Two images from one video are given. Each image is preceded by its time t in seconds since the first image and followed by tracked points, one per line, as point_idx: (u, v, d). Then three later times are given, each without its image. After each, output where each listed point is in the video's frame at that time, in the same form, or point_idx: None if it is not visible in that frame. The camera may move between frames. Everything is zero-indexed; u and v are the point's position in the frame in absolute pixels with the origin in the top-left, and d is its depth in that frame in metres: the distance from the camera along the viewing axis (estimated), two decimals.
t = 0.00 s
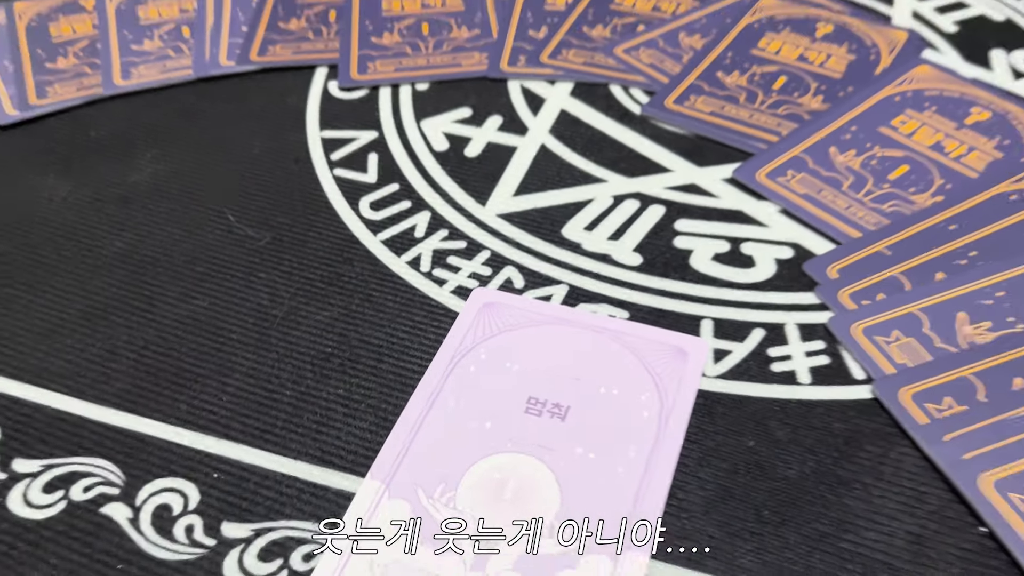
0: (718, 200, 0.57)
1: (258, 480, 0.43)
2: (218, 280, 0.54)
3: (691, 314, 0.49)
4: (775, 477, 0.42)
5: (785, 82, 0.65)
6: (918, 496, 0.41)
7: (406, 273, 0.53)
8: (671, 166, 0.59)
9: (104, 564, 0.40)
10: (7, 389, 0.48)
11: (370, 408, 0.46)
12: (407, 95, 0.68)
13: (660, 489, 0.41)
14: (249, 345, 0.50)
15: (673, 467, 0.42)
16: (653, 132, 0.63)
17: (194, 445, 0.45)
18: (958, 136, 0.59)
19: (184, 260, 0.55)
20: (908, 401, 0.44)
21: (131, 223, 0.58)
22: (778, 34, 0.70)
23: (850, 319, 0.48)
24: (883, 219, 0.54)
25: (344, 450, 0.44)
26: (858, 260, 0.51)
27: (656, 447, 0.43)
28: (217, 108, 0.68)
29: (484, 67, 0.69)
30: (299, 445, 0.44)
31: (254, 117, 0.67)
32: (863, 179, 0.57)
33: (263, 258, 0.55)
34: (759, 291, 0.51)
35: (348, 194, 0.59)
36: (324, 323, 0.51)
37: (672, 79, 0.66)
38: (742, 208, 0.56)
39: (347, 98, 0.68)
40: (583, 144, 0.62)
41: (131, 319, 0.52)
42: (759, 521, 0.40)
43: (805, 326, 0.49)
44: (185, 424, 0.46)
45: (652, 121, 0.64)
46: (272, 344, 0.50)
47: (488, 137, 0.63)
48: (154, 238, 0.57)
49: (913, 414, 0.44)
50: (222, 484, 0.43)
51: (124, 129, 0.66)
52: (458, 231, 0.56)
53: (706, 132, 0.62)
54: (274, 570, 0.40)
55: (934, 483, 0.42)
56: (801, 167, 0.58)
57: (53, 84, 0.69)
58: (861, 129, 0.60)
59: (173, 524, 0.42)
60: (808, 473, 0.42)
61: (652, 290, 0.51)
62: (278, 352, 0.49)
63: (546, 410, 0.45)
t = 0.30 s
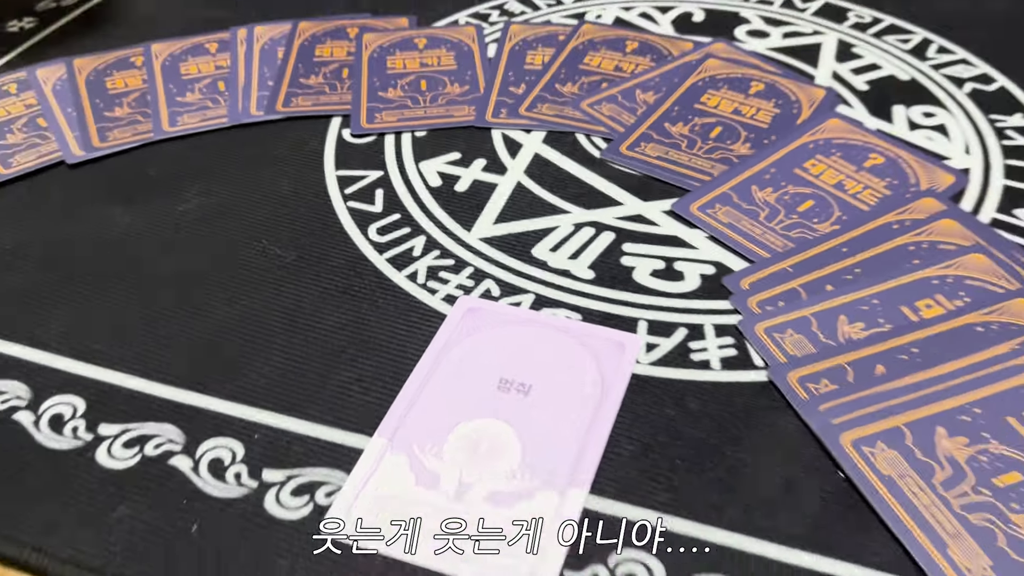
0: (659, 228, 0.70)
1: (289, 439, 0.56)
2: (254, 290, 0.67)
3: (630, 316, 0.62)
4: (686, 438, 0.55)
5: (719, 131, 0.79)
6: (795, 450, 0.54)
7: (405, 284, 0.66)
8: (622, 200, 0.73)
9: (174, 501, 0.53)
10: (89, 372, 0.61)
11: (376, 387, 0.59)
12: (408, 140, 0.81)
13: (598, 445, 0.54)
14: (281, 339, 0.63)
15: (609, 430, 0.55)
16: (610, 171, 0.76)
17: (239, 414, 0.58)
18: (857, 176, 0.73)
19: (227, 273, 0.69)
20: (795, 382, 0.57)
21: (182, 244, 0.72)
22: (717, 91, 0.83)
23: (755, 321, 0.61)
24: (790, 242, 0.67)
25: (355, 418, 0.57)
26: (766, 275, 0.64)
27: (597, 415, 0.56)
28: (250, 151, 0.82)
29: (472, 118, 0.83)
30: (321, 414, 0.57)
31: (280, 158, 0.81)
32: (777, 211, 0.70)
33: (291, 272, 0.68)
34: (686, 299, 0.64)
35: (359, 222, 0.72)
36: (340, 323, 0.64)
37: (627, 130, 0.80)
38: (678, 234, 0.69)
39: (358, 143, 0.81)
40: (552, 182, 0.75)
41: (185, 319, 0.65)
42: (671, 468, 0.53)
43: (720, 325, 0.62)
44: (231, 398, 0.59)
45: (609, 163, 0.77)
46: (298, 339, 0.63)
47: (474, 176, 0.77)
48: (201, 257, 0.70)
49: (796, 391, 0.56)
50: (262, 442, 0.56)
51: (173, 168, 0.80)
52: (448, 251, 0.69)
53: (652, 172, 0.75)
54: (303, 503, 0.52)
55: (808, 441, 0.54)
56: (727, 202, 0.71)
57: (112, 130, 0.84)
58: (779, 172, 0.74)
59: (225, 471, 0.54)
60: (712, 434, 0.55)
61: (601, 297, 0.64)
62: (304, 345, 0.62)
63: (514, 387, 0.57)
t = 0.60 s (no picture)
0: (613, 266, 0.82)
1: (297, 441, 0.67)
2: (268, 319, 0.79)
3: (585, 340, 0.74)
4: (625, 440, 0.66)
5: (669, 184, 0.91)
6: (715, 450, 0.65)
7: (397, 313, 0.78)
8: (583, 243, 0.85)
9: (202, 490, 0.64)
10: (128, 387, 0.72)
11: (370, 399, 0.70)
12: (401, 190, 0.94)
13: (552, 446, 0.66)
14: (291, 360, 0.74)
15: (561, 434, 0.66)
16: (574, 218, 0.89)
17: (255, 421, 0.69)
18: (785, 223, 0.85)
19: (244, 304, 0.80)
20: (717, 394, 0.69)
21: (206, 279, 0.84)
22: (670, 149, 0.96)
23: (688, 345, 0.73)
24: (723, 278, 0.79)
25: (352, 424, 0.68)
26: (700, 307, 0.76)
27: (552, 422, 0.67)
28: (263, 198, 0.94)
29: (457, 171, 0.96)
30: (323, 420, 0.69)
31: (290, 204, 0.93)
32: (713, 252, 0.82)
33: (299, 304, 0.80)
34: (633, 326, 0.76)
35: (358, 261, 0.84)
36: (341, 346, 0.75)
37: (590, 182, 0.92)
38: (629, 271, 0.82)
39: (357, 193, 0.94)
40: (524, 227, 0.88)
41: (209, 343, 0.76)
42: (611, 465, 0.64)
43: (659, 349, 0.73)
44: (249, 408, 0.70)
45: (574, 211, 0.89)
46: (305, 360, 0.74)
47: (457, 221, 0.89)
48: (222, 290, 0.82)
49: (718, 402, 0.68)
50: (274, 443, 0.67)
51: (197, 214, 0.92)
52: (433, 285, 0.81)
53: (610, 219, 0.87)
54: (308, 492, 0.64)
55: (725, 442, 0.66)
56: (672, 244, 0.83)
57: (143, 181, 0.96)
58: (718, 219, 0.86)
59: (244, 467, 0.66)
60: (647, 437, 0.66)
61: (561, 325, 0.76)
62: (310, 365, 0.74)
63: (485, 400, 0.69)
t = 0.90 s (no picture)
0: (565, 325, 0.95)
1: (291, 475, 0.80)
2: (267, 372, 0.92)
3: (537, 389, 0.87)
4: (566, 473, 0.79)
5: (617, 253, 1.05)
6: (641, 480, 0.78)
7: (377, 366, 0.91)
8: (540, 305, 0.99)
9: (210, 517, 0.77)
10: (147, 430, 0.85)
11: (353, 439, 0.83)
12: (385, 259, 1.08)
13: (504, 479, 0.78)
14: (286, 407, 0.87)
15: (512, 468, 0.79)
16: (534, 283, 1.02)
17: (255, 458, 0.81)
18: (714, 287, 0.98)
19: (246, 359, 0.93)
20: (645, 435, 0.81)
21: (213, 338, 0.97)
22: (620, 222, 1.10)
23: (623, 393, 0.86)
24: (657, 336, 0.93)
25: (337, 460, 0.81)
26: (636, 360, 0.90)
27: (505, 458, 0.80)
28: (263, 265, 1.07)
29: (434, 243, 1.10)
30: (313, 458, 0.81)
31: (287, 271, 1.06)
32: (651, 313, 0.95)
33: (294, 359, 0.93)
34: (578, 377, 0.89)
35: (346, 321, 0.98)
36: (328, 395, 0.88)
37: (549, 252, 1.06)
38: (578, 329, 0.95)
39: (346, 262, 1.07)
40: (490, 291, 1.01)
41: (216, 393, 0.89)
42: (553, 494, 0.77)
43: (600, 396, 0.86)
44: (250, 448, 0.83)
45: (534, 277, 1.03)
46: (298, 407, 0.87)
47: (433, 286, 1.02)
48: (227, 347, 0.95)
49: (645, 441, 0.81)
50: (271, 477, 0.80)
51: (206, 280, 1.05)
52: (409, 342, 0.94)
53: (564, 284, 1.01)
54: (300, 518, 0.76)
55: (650, 474, 0.78)
56: (616, 306, 0.97)
57: (160, 251, 1.10)
58: (657, 283, 0.99)
59: (246, 497, 0.78)
60: (584, 471, 0.79)
61: (517, 376, 0.89)
62: (302, 411, 0.86)
63: (447, 440, 0.81)
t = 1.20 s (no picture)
0: (531, 384, 1.11)
1: (294, 514, 0.94)
2: (274, 426, 1.06)
3: (505, 440, 1.02)
4: (526, 512, 0.93)
5: (579, 319, 1.21)
6: (590, 517, 0.92)
7: (369, 421, 1.06)
8: (510, 366, 1.14)
9: (226, 550, 0.90)
10: (172, 477, 0.99)
11: (347, 483, 0.97)
12: (377, 326, 1.23)
13: (478, 513, 0.93)
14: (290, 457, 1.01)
15: (485, 504, 0.94)
16: (506, 347, 1.17)
17: (264, 501, 0.96)
18: (661, 350, 1.14)
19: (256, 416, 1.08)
20: (594, 478, 0.96)
21: (228, 397, 1.11)
22: (583, 292, 1.26)
23: (578, 443, 1.01)
24: (610, 392, 1.08)
25: (334, 502, 0.95)
26: (590, 414, 1.05)
27: (478, 496, 0.95)
28: (271, 332, 1.23)
29: (420, 311, 1.25)
30: (313, 500, 0.95)
31: (292, 337, 1.22)
32: (605, 373, 1.11)
33: (297, 415, 1.08)
34: (541, 428, 1.03)
35: (343, 381, 1.13)
36: (327, 446, 1.03)
37: (520, 318, 1.22)
38: (543, 387, 1.10)
39: (343, 329, 1.23)
40: (468, 354, 1.17)
41: (230, 445, 1.04)
42: (515, 529, 0.91)
43: (558, 445, 1.01)
44: (260, 492, 0.97)
45: (506, 341, 1.18)
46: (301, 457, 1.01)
47: (418, 350, 1.18)
48: (240, 405, 1.10)
49: (594, 483, 0.95)
50: (278, 516, 0.94)
51: (221, 345, 1.21)
52: (397, 400, 1.09)
53: (532, 348, 1.17)
54: (301, 549, 0.90)
55: (598, 510, 0.92)
56: (575, 366, 1.12)
57: (180, 320, 1.25)
58: (612, 346, 1.15)
59: (256, 533, 0.92)
60: (542, 510, 0.93)
61: (488, 429, 1.04)
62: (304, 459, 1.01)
63: (428, 483, 0.96)
